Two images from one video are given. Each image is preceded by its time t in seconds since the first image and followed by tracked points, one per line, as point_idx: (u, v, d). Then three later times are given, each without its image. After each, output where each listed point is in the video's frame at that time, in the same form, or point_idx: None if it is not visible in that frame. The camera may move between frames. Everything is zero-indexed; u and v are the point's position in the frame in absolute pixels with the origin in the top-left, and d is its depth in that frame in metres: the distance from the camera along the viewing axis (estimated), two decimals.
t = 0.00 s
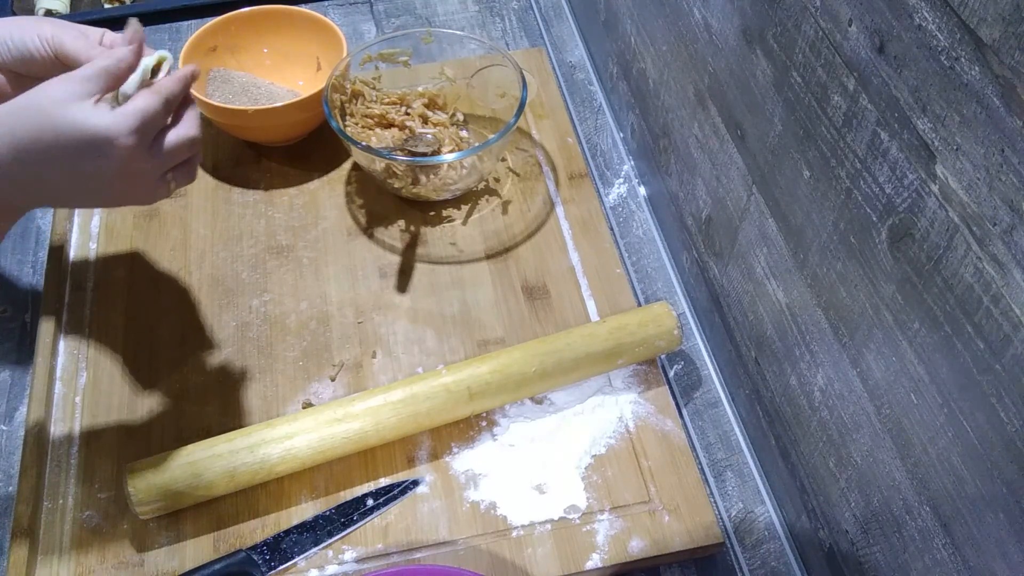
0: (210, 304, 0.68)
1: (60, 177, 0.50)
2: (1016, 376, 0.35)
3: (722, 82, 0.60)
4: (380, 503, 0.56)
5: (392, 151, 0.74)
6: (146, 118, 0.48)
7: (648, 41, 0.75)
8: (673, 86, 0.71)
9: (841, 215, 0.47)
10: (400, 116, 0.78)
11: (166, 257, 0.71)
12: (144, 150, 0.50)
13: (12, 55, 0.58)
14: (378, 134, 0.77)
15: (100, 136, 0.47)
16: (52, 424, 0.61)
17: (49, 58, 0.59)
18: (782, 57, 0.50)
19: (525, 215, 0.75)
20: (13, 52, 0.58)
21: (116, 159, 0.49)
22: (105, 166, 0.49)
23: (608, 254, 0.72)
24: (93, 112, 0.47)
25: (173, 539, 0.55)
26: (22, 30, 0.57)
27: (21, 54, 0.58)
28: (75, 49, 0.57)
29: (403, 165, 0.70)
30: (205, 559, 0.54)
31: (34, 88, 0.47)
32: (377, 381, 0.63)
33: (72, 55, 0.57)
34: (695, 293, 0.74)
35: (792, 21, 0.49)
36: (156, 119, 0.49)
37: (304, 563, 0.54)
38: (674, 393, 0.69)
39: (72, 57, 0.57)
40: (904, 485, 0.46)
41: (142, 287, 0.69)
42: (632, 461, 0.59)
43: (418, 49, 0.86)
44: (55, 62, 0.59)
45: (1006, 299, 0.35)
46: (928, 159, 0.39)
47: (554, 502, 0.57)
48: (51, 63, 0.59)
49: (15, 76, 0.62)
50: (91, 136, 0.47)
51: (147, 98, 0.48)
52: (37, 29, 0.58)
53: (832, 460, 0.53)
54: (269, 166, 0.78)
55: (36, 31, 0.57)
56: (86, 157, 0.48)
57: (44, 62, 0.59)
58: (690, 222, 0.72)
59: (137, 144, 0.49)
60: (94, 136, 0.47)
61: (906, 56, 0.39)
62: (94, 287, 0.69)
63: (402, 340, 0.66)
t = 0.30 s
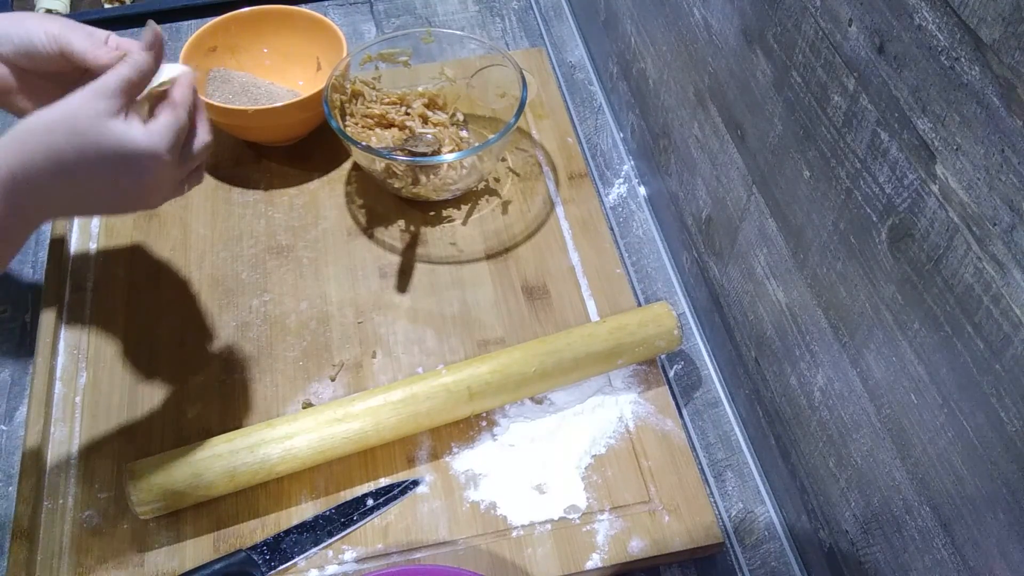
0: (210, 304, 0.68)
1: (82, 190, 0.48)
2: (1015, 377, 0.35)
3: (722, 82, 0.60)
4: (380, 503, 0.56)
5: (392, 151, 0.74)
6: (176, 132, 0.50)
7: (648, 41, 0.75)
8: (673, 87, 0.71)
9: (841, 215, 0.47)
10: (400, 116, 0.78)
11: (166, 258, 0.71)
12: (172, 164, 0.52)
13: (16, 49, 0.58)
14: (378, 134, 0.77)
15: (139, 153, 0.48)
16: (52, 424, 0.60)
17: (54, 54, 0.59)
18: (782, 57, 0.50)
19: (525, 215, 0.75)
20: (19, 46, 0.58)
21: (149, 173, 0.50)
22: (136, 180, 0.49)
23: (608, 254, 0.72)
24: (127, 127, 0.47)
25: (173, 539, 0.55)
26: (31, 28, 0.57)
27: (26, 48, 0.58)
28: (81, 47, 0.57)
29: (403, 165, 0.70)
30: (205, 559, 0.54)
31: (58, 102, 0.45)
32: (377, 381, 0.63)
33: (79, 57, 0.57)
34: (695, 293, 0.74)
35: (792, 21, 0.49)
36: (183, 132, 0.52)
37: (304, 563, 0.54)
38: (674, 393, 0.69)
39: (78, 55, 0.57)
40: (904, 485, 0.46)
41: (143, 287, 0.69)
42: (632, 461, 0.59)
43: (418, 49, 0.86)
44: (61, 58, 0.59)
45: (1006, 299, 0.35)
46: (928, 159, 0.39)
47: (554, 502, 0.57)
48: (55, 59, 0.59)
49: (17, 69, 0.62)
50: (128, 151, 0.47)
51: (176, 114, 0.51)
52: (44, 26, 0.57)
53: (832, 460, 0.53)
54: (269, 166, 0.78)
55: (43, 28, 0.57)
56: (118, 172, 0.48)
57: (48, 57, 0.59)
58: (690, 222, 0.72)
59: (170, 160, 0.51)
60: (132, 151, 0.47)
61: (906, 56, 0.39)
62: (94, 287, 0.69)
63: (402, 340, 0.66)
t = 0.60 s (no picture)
0: (210, 304, 0.68)
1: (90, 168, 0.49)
2: (1015, 377, 0.35)
3: (722, 82, 0.60)
4: (380, 503, 0.56)
5: (392, 151, 0.74)
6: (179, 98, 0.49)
7: (648, 41, 0.75)
8: (673, 87, 0.71)
9: (841, 215, 0.47)
10: (400, 116, 0.78)
11: (166, 257, 0.71)
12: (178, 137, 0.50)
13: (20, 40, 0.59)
14: (378, 134, 0.77)
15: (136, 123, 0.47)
16: (52, 424, 0.60)
17: (59, 47, 0.59)
18: (782, 57, 0.50)
19: (525, 215, 0.75)
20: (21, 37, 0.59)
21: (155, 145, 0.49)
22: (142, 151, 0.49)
23: (608, 254, 0.72)
24: (127, 96, 0.47)
25: (173, 540, 0.55)
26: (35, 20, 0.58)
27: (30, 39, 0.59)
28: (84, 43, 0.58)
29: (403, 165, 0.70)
30: (205, 559, 0.54)
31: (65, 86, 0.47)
32: (377, 380, 0.63)
33: (84, 51, 0.58)
34: (695, 293, 0.74)
35: (792, 21, 0.49)
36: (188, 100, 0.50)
37: (304, 563, 0.54)
38: (674, 393, 0.69)
39: (83, 50, 0.58)
40: (903, 485, 0.46)
41: (143, 287, 0.69)
42: (632, 461, 0.59)
43: (418, 49, 0.86)
44: (65, 50, 0.60)
45: (1006, 299, 0.35)
46: (928, 159, 0.39)
47: (554, 501, 0.57)
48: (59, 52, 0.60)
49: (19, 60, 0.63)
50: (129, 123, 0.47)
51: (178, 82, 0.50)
52: (49, 20, 0.58)
53: (832, 460, 0.53)
54: (269, 166, 0.78)
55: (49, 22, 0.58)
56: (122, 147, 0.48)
57: (52, 50, 0.60)
58: (690, 223, 0.72)
59: (176, 127, 0.50)
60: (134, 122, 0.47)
61: (906, 56, 0.39)
62: (94, 287, 0.69)
63: (402, 340, 0.66)
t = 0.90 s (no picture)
0: (209, 304, 0.68)
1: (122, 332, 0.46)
2: (1015, 376, 0.35)
3: (722, 82, 0.60)
4: (380, 503, 0.56)
5: (392, 151, 0.74)
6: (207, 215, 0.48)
7: (648, 42, 0.75)
8: (673, 87, 0.71)
9: (841, 215, 0.47)
10: (400, 116, 0.78)
11: (166, 258, 0.71)
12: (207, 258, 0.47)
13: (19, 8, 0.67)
14: (378, 134, 0.77)
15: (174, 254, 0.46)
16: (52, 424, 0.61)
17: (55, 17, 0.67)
18: (782, 57, 0.50)
19: (525, 215, 0.75)
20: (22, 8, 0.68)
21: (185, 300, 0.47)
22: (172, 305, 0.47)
23: (608, 254, 0.72)
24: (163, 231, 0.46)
25: (173, 540, 0.55)
26: None
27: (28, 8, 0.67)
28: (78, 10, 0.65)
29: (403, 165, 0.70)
30: (205, 560, 0.54)
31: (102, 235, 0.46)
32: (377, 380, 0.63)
33: (76, 18, 0.66)
34: (695, 293, 0.74)
35: (792, 21, 0.49)
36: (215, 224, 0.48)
37: (304, 563, 0.54)
38: (674, 393, 0.69)
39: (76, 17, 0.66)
40: (903, 485, 0.46)
41: (142, 288, 0.69)
42: (632, 461, 0.59)
43: (418, 49, 0.86)
44: (60, 21, 0.68)
45: (1007, 299, 0.35)
46: (928, 159, 0.39)
47: (553, 501, 0.57)
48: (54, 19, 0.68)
49: (12, 30, 0.70)
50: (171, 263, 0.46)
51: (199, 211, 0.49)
52: None
53: (832, 460, 0.54)
54: (269, 166, 0.78)
55: None
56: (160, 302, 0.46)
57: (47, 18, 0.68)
58: (690, 223, 0.72)
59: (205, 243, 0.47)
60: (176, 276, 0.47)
61: (906, 56, 0.39)
62: (94, 287, 0.69)
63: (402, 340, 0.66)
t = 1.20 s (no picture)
0: (209, 304, 0.68)
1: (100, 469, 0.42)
2: (1015, 376, 0.35)
3: (722, 82, 0.60)
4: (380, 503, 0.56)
5: (392, 151, 0.74)
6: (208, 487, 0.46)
7: (648, 41, 0.75)
8: (672, 87, 0.71)
9: (842, 215, 0.47)
10: (400, 116, 0.78)
11: (166, 258, 0.71)
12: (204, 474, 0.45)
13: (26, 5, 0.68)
14: (378, 134, 0.77)
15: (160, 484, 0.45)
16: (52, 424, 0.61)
17: (61, 15, 0.68)
18: (783, 57, 0.50)
19: (525, 215, 0.75)
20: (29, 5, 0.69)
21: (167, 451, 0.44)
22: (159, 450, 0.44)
23: (608, 254, 0.72)
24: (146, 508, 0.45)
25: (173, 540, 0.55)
26: None
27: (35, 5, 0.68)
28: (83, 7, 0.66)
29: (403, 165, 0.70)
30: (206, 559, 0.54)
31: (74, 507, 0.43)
32: (377, 380, 0.63)
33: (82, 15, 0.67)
34: (695, 293, 0.74)
35: (792, 21, 0.49)
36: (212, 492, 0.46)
37: (304, 563, 0.55)
38: (674, 393, 0.69)
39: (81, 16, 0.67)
40: (903, 485, 0.46)
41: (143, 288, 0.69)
42: (632, 461, 0.59)
43: (418, 49, 0.86)
44: (67, 19, 0.69)
45: (1006, 299, 0.35)
46: (928, 159, 0.39)
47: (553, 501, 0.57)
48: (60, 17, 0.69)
49: (18, 25, 0.71)
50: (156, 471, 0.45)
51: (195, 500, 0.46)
52: None
53: (832, 460, 0.53)
54: (269, 166, 0.78)
55: None
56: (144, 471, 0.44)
57: (54, 16, 0.69)
58: (690, 222, 0.72)
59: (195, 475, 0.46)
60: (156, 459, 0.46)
61: (906, 56, 0.39)
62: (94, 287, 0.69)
63: (402, 340, 0.66)
